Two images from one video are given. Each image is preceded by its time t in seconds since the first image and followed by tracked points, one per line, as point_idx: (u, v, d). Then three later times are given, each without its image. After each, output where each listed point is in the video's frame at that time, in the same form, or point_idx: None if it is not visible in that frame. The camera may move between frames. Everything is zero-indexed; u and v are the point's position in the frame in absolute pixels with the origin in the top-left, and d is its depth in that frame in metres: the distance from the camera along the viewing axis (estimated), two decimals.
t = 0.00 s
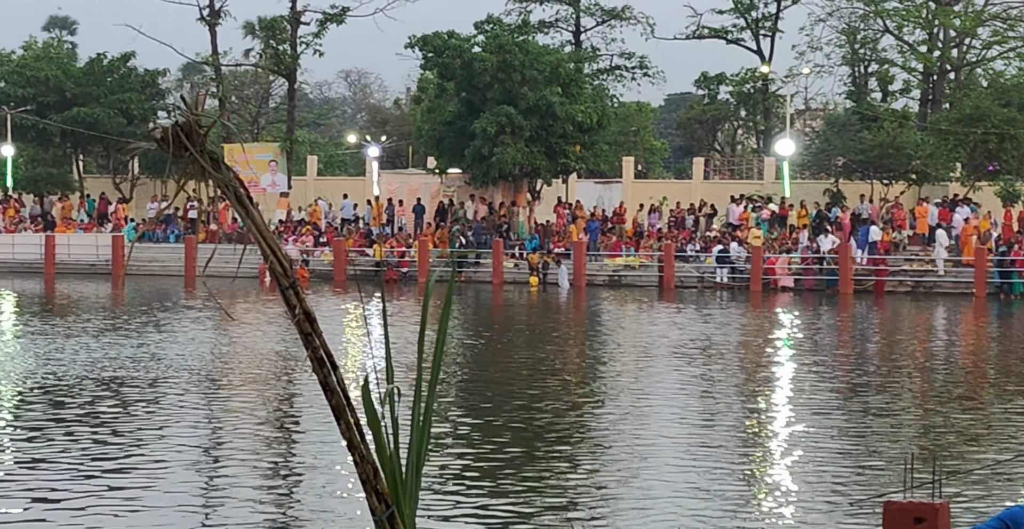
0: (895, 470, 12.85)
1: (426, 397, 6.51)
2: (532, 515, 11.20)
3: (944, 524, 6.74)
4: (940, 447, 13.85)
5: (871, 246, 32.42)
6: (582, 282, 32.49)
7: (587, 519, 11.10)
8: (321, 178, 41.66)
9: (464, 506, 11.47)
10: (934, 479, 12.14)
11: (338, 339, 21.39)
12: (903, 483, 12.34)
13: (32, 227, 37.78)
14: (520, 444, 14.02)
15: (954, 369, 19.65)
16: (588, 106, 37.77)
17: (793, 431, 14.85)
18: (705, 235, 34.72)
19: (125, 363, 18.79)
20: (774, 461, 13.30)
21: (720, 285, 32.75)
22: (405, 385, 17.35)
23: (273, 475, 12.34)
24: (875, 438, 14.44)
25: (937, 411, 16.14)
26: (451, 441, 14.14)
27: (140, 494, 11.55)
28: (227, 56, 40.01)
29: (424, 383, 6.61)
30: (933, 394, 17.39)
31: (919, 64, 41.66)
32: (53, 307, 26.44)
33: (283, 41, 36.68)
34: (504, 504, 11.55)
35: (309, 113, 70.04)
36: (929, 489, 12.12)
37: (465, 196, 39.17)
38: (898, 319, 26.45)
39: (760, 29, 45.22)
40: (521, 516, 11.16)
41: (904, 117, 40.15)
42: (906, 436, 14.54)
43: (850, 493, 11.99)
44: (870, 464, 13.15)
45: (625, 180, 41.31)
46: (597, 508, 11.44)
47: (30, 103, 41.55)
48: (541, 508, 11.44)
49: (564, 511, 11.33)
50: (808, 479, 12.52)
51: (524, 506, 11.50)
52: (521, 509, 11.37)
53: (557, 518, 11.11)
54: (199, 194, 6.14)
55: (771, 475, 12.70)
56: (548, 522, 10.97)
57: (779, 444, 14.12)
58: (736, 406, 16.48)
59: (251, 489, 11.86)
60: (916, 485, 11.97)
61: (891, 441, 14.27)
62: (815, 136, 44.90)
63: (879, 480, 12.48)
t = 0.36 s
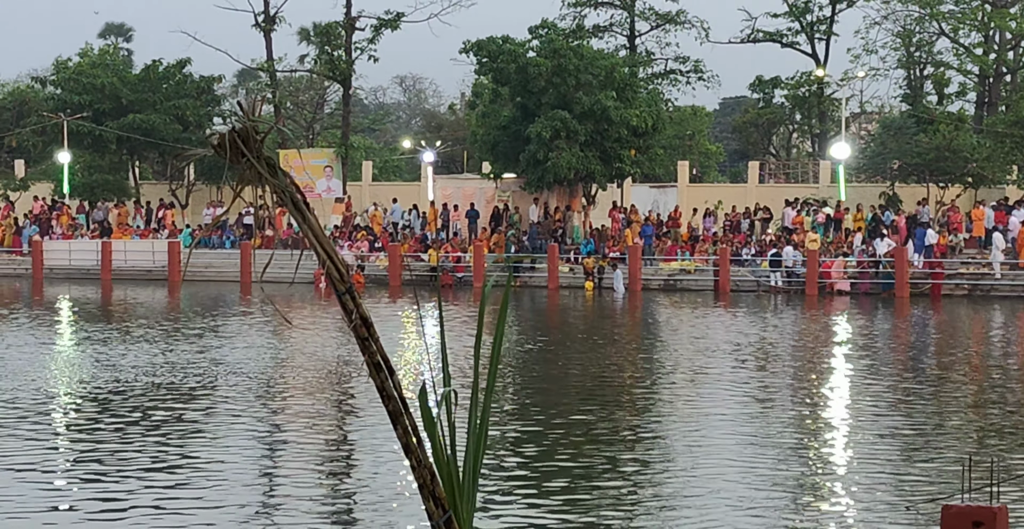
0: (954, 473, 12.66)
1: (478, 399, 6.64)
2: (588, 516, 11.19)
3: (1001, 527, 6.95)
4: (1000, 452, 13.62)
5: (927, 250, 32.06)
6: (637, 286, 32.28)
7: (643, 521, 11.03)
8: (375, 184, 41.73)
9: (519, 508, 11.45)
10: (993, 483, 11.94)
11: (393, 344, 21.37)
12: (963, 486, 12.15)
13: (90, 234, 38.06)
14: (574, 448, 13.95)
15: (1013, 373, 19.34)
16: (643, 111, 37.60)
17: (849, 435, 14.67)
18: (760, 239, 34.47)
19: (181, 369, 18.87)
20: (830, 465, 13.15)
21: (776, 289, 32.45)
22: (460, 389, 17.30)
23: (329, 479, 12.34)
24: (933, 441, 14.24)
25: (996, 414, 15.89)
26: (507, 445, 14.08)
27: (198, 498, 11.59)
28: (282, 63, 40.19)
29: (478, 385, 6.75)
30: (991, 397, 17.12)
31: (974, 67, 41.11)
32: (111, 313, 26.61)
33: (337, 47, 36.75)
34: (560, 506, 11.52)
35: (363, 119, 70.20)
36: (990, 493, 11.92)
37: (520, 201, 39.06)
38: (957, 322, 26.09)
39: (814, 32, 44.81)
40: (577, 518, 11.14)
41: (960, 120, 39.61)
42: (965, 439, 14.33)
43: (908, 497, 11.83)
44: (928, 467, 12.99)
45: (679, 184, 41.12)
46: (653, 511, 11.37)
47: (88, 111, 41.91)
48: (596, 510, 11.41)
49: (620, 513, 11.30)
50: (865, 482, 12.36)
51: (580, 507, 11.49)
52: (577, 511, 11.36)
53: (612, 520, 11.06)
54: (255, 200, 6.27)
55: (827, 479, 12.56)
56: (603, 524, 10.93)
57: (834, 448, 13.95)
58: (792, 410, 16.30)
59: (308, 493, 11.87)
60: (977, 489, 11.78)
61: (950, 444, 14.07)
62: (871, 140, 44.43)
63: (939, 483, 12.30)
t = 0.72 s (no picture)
0: (980, 470, 12.54)
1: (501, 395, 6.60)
2: (610, 514, 11.13)
3: None
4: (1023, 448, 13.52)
5: (949, 246, 31.92)
6: (660, 283, 32.17)
7: (666, 519, 10.95)
8: (397, 181, 41.75)
9: (542, 505, 11.39)
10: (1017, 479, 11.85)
11: (415, 342, 21.33)
12: (985, 482, 12.06)
13: (112, 233, 38.11)
14: (596, 445, 13.89)
15: None
16: (665, 107, 37.50)
17: (871, 431, 14.59)
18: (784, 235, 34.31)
19: (204, 367, 18.88)
20: (853, 462, 13.03)
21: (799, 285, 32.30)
22: (482, 387, 17.27)
23: (351, 478, 12.29)
24: (956, 437, 14.14)
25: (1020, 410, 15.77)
26: (530, 442, 14.04)
27: (220, 496, 11.56)
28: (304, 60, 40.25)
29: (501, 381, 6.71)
30: (1015, 394, 16.99)
31: (997, 62, 40.85)
32: (133, 311, 26.67)
33: (358, 44, 36.76)
34: (582, 504, 11.46)
35: (385, 116, 70.26)
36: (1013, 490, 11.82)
37: (542, 198, 38.99)
38: (981, 318, 25.93)
39: (836, 28, 44.62)
40: (600, 515, 11.07)
41: (983, 115, 39.32)
42: (989, 435, 14.22)
43: (932, 495, 11.71)
44: (950, 463, 12.90)
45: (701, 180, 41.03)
46: (676, 509, 11.28)
47: (110, 109, 42.02)
48: (619, 507, 11.35)
49: (643, 510, 11.23)
50: (889, 480, 12.26)
51: (603, 505, 11.43)
52: (600, 508, 11.31)
53: (634, 518, 10.99)
54: (278, 196, 6.26)
55: (851, 476, 12.44)
56: (627, 522, 10.87)
57: (857, 445, 13.82)
58: (816, 406, 16.21)
59: (331, 491, 11.83)
60: (1000, 485, 11.69)
61: (973, 440, 13.97)
62: (894, 136, 44.24)
63: (962, 479, 12.21)
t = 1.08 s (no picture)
0: (998, 469, 12.47)
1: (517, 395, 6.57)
2: (626, 514, 11.09)
3: None
4: None
5: (965, 245, 31.88)
6: (675, 283, 32.11)
7: (684, 519, 10.90)
8: (413, 181, 41.79)
9: (558, 506, 11.35)
10: None
11: (430, 342, 21.31)
12: (1001, 481, 12.00)
13: (127, 234, 38.16)
14: (612, 445, 13.86)
15: None
16: (680, 107, 37.45)
17: (888, 430, 14.53)
18: (799, 234, 34.23)
19: (222, 367, 18.92)
20: (871, 462, 12.98)
21: (814, 284, 32.24)
22: (499, 386, 17.27)
23: (367, 478, 12.27)
24: (973, 437, 14.09)
25: None
26: (546, 441, 14.01)
27: (236, 498, 11.54)
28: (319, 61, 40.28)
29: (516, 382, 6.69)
30: None
31: (1012, 60, 40.66)
32: (149, 312, 26.69)
33: (373, 45, 36.77)
34: (598, 504, 11.42)
35: (401, 117, 70.35)
36: None
37: (557, 198, 38.98)
38: (997, 317, 25.83)
39: (851, 27, 44.51)
40: (615, 516, 11.03)
41: (999, 113, 39.14)
42: (1006, 434, 14.14)
43: (948, 494, 11.66)
44: (967, 462, 12.85)
45: (716, 179, 41.00)
46: (693, 509, 11.24)
47: (125, 110, 42.10)
48: (635, 507, 11.31)
49: (659, 510, 11.19)
50: (906, 479, 12.20)
51: (619, 505, 11.39)
52: (617, 508, 11.27)
53: (651, 518, 10.95)
54: (293, 197, 6.24)
55: (868, 475, 12.40)
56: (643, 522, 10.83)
57: (875, 445, 13.76)
58: (831, 405, 16.18)
59: (347, 492, 11.81)
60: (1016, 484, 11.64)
61: (990, 439, 13.91)
62: (909, 135, 44.13)
63: (978, 479, 12.16)
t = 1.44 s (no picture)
0: (1016, 471, 12.41)
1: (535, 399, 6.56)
2: (642, 517, 11.08)
3: None
4: None
5: (982, 248, 31.78)
6: (691, 286, 32.06)
7: (699, 521, 10.88)
8: (429, 184, 41.80)
9: (573, 509, 11.34)
10: None
11: (447, 344, 21.32)
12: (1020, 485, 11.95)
13: (144, 238, 38.26)
14: (627, 447, 13.86)
15: None
16: (696, 110, 37.39)
17: (905, 433, 14.49)
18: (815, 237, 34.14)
19: (238, 370, 18.94)
20: (887, 464, 12.93)
21: (830, 287, 32.19)
22: (515, 389, 17.26)
23: (382, 481, 12.27)
24: (991, 440, 14.03)
25: None
26: (563, 444, 13.99)
27: (252, 501, 11.55)
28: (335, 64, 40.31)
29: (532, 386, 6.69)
30: None
31: None
32: (166, 315, 26.77)
33: (389, 48, 36.80)
34: (615, 507, 11.40)
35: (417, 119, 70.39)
36: None
37: (573, 201, 38.95)
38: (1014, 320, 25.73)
39: (867, 30, 44.41)
40: (631, 519, 11.01)
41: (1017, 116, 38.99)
42: None
43: (965, 497, 11.62)
44: (984, 465, 12.80)
45: (732, 183, 40.91)
46: (708, 512, 11.21)
47: (142, 114, 42.22)
48: (652, 510, 11.29)
49: (675, 513, 11.17)
50: (924, 482, 12.16)
51: (635, 507, 11.37)
52: (633, 511, 11.25)
53: (668, 521, 10.93)
54: (309, 199, 6.24)
55: (885, 478, 12.36)
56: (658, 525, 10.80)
57: (891, 448, 13.70)
58: (849, 408, 16.14)
59: (362, 495, 11.81)
60: None
61: (1008, 443, 13.85)
62: (926, 138, 43.99)
63: (995, 482, 12.12)
